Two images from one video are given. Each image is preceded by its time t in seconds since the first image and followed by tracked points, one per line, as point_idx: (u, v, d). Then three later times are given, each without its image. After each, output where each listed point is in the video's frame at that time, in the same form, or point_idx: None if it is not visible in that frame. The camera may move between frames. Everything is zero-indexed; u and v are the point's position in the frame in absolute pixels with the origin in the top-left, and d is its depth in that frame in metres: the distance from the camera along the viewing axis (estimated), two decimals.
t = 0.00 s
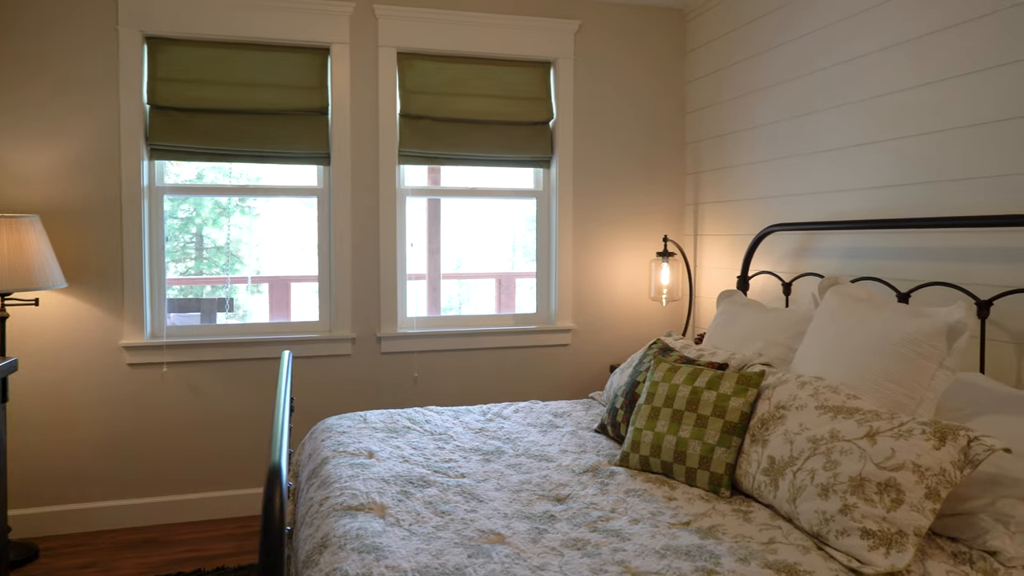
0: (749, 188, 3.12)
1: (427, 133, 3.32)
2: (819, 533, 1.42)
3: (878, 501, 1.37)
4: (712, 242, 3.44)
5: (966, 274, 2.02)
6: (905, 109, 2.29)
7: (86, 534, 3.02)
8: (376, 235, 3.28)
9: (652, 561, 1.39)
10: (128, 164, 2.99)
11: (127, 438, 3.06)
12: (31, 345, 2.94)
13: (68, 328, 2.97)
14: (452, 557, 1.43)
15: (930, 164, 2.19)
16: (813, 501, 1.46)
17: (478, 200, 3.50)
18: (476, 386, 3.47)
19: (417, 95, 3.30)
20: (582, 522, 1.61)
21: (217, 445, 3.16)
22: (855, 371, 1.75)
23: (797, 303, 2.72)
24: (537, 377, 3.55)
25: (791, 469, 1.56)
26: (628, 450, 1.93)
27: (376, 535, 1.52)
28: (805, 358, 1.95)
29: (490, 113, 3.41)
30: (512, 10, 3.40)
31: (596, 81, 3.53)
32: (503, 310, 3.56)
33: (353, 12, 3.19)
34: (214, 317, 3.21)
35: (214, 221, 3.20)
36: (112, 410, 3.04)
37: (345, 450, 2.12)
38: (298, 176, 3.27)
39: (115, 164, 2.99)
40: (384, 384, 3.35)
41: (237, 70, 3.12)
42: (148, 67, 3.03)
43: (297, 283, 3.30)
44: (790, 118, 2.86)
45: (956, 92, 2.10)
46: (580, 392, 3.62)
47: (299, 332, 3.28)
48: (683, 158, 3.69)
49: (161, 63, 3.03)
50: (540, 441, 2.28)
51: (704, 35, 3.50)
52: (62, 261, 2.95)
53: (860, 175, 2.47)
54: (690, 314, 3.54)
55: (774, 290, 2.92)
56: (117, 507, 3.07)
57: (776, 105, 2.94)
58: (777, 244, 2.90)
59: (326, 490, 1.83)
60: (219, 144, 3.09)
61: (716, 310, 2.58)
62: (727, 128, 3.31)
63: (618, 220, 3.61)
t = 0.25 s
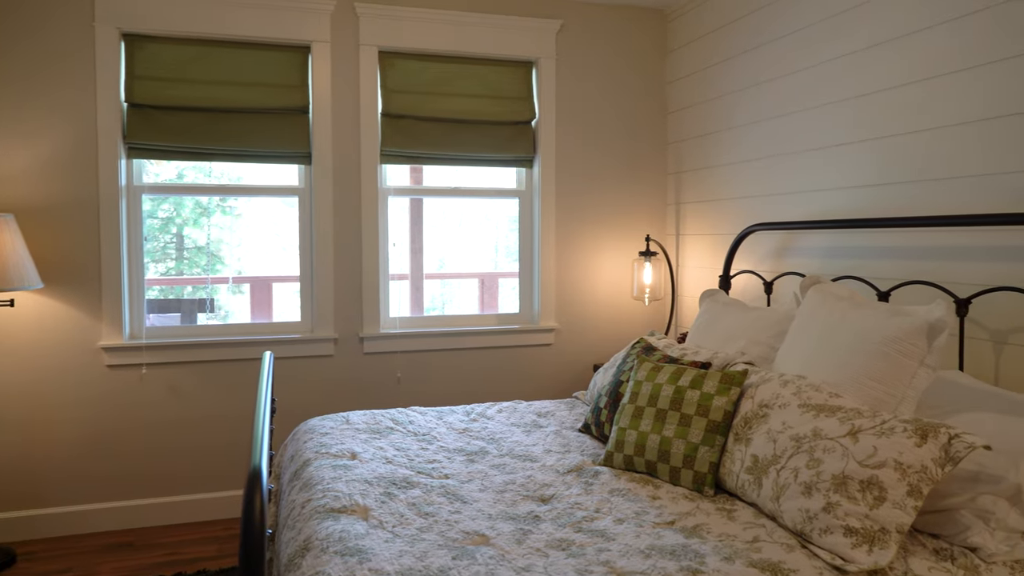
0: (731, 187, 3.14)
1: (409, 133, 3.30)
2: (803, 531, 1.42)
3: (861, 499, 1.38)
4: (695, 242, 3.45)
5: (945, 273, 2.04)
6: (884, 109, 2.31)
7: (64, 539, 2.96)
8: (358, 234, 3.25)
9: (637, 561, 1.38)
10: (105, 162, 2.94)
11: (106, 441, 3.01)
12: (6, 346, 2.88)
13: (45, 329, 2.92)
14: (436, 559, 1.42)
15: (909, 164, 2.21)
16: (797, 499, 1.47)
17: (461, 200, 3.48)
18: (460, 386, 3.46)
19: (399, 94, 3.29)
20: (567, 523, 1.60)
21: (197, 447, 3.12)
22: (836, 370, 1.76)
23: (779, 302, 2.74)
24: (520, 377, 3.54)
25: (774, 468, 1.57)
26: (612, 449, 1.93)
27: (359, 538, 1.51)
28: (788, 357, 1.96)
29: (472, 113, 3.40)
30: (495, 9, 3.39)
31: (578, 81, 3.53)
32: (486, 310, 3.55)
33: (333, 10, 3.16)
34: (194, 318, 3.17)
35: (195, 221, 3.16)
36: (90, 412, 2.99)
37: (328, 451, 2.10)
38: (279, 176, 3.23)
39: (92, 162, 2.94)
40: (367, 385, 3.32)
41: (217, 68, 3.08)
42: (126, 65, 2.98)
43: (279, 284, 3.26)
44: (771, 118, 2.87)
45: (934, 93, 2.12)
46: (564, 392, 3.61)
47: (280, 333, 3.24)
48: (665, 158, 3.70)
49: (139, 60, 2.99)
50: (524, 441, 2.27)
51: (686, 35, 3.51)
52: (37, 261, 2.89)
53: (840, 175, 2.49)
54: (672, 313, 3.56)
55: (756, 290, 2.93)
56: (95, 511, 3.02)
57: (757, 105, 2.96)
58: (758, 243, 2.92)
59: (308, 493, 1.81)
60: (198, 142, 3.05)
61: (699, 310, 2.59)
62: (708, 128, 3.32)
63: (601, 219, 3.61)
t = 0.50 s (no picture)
0: (711, 187, 3.15)
1: (390, 132, 3.28)
2: (786, 529, 1.43)
3: (843, 497, 1.39)
4: (676, 242, 3.47)
5: (923, 272, 2.06)
6: (863, 111, 2.33)
7: (39, 543, 2.90)
8: (340, 234, 3.22)
9: (621, 561, 1.38)
10: (81, 161, 2.89)
11: (83, 444, 2.96)
12: None
13: (19, 331, 2.86)
14: (419, 562, 1.40)
15: (887, 165, 2.23)
16: (779, 497, 1.47)
17: (442, 200, 3.46)
18: (442, 386, 3.44)
19: (380, 94, 3.26)
20: (550, 523, 1.60)
21: (176, 450, 3.07)
22: (817, 368, 1.77)
23: (760, 301, 2.76)
24: (503, 376, 3.54)
25: (757, 466, 1.57)
26: (595, 449, 1.93)
27: (341, 541, 1.49)
28: (769, 356, 1.97)
29: (454, 112, 3.38)
30: (476, 9, 3.38)
31: (560, 81, 3.53)
32: (468, 310, 3.54)
33: (314, 9, 3.13)
34: (174, 318, 3.12)
35: (174, 221, 3.11)
36: (66, 415, 2.93)
37: (309, 453, 2.08)
38: (259, 175, 3.19)
39: (68, 160, 2.88)
40: (348, 386, 3.30)
41: (195, 66, 3.03)
42: (102, 62, 2.93)
43: (259, 284, 3.22)
44: (752, 119, 2.89)
45: (912, 94, 2.14)
46: (546, 391, 3.61)
47: (260, 334, 3.20)
48: (646, 158, 3.71)
49: (115, 58, 2.94)
50: (507, 441, 2.26)
51: (667, 36, 3.52)
52: (11, 260, 2.83)
53: (820, 176, 2.51)
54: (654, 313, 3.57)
55: (737, 289, 2.95)
56: (72, 515, 2.96)
57: (738, 106, 2.97)
58: (739, 243, 2.94)
59: (289, 495, 1.79)
60: (177, 141, 3.01)
61: (681, 309, 2.60)
62: (689, 128, 3.34)
63: (583, 219, 3.62)
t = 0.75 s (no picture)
0: (691, 187, 3.17)
1: (370, 131, 3.25)
2: (768, 527, 1.43)
3: (824, 494, 1.39)
4: (656, 241, 3.48)
5: (901, 271, 2.08)
6: (841, 111, 2.35)
7: (12, 549, 2.84)
8: (319, 234, 3.19)
9: (604, 561, 1.37)
10: (54, 159, 2.83)
11: (57, 448, 2.90)
12: None
13: None
14: (401, 565, 1.39)
15: (864, 165, 2.25)
16: (761, 496, 1.47)
17: (422, 199, 3.44)
18: (423, 387, 3.42)
19: (359, 93, 3.24)
20: (533, 524, 1.59)
21: (153, 453, 3.02)
22: (797, 366, 1.78)
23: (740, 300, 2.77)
24: (484, 376, 3.52)
25: (739, 465, 1.57)
26: (577, 449, 1.93)
27: (321, 544, 1.47)
28: (750, 355, 1.98)
29: (435, 112, 3.36)
30: (457, 8, 3.37)
31: (541, 81, 3.52)
32: (449, 310, 3.52)
33: (293, 7, 3.09)
34: (150, 320, 3.06)
35: (152, 221, 3.06)
36: (40, 418, 2.87)
37: (289, 455, 2.05)
38: (237, 174, 3.15)
39: (41, 159, 2.82)
40: (328, 387, 3.26)
41: (171, 64, 2.99)
42: (76, 59, 2.87)
43: (238, 285, 3.17)
44: (731, 119, 2.90)
45: (888, 95, 2.16)
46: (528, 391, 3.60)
47: (239, 335, 3.16)
48: (626, 158, 3.72)
49: (89, 56, 2.88)
50: (489, 441, 2.25)
51: (646, 37, 3.53)
52: None
53: (800, 176, 2.53)
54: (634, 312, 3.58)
55: (717, 288, 2.96)
56: (48, 519, 2.90)
57: (717, 106, 2.99)
58: (719, 242, 2.95)
59: (269, 498, 1.76)
60: (153, 140, 2.96)
61: (662, 308, 2.61)
62: (669, 128, 3.35)
63: (564, 219, 3.61)
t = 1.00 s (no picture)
0: (671, 187, 3.18)
1: (348, 130, 3.22)
2: (749, 526, 1.44)
3: (805, 492, 1.40)
4: (635, 241, 3.48)
5: (878, 270, 2.11)
6: (819, 111, 2.37)
7: None
8: (297, 233, 3.15)
9: (587, 561, 1.36)
10: (25, 157, 2.76)
11: (29, 453, 2.84)
12: None
13: None
14: (382, 568, 1.37)
15: (842, 164, 2.27)
16: (743, 494, 1.48)
17: (402, 199, 3.41)
18: (404, 387, 3.39)
19: (337, 91, 3.20)
20: (515, 525, 1.58)
21: (129, 456, 2.96)
22: (777, 364, 1.79)
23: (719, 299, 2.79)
24: (464, 377, 3.51)
25: (720, 463, 1.58)
26: (559, 449, 1.92)
27: (301, 548, 1.44)
28: (730, 353, 1.98)
29: (414, 110, 3.34)
30: (435, 6, 3.35)
31: (520, 80, 3.52)
32: (428, 310, 3.49)
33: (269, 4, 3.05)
34: (124, 321, 3.00)
35: (126, 221, 3.00)
36: (11, 422, 2.80)
37: (268, 457, 2.02)
38: (214, 173, 3.10)
39: (11, 157, 2.75)
40: (306, 389, 3.22)
41: (145, 61, 2.93)
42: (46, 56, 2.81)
43: (215, 286, 3.12)
44: (710, 118, 2.92)
45: (866, 95, 2.18)
46: (508, 391, 3.60)
47: (216, 336, 3.10)
48: (605, 157, 3.72)
49: (61, 52, 2.82)
50: (470, 442, 2.23)
51: (625, 37, 3.54)
52: None
53: (778, 175, 2.54)
54: (614, 312, 3.58)
55: (696, 288, 2.98)
56: (19, 525, 2.84)
57: (696, 105, 3.00)
58: (699, 242, 2.96)
59: (246, 501, 1.73)
60: (127, 138, 2.90)
61: (642, 307, 2.61)
62: (647, 128, 3.36)
63: (543, 218, 3.61)
